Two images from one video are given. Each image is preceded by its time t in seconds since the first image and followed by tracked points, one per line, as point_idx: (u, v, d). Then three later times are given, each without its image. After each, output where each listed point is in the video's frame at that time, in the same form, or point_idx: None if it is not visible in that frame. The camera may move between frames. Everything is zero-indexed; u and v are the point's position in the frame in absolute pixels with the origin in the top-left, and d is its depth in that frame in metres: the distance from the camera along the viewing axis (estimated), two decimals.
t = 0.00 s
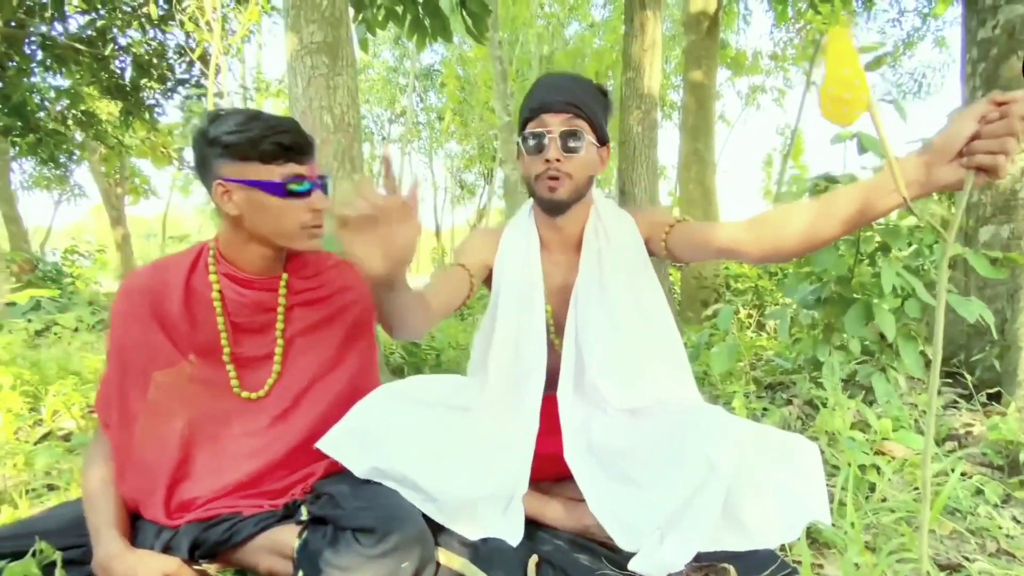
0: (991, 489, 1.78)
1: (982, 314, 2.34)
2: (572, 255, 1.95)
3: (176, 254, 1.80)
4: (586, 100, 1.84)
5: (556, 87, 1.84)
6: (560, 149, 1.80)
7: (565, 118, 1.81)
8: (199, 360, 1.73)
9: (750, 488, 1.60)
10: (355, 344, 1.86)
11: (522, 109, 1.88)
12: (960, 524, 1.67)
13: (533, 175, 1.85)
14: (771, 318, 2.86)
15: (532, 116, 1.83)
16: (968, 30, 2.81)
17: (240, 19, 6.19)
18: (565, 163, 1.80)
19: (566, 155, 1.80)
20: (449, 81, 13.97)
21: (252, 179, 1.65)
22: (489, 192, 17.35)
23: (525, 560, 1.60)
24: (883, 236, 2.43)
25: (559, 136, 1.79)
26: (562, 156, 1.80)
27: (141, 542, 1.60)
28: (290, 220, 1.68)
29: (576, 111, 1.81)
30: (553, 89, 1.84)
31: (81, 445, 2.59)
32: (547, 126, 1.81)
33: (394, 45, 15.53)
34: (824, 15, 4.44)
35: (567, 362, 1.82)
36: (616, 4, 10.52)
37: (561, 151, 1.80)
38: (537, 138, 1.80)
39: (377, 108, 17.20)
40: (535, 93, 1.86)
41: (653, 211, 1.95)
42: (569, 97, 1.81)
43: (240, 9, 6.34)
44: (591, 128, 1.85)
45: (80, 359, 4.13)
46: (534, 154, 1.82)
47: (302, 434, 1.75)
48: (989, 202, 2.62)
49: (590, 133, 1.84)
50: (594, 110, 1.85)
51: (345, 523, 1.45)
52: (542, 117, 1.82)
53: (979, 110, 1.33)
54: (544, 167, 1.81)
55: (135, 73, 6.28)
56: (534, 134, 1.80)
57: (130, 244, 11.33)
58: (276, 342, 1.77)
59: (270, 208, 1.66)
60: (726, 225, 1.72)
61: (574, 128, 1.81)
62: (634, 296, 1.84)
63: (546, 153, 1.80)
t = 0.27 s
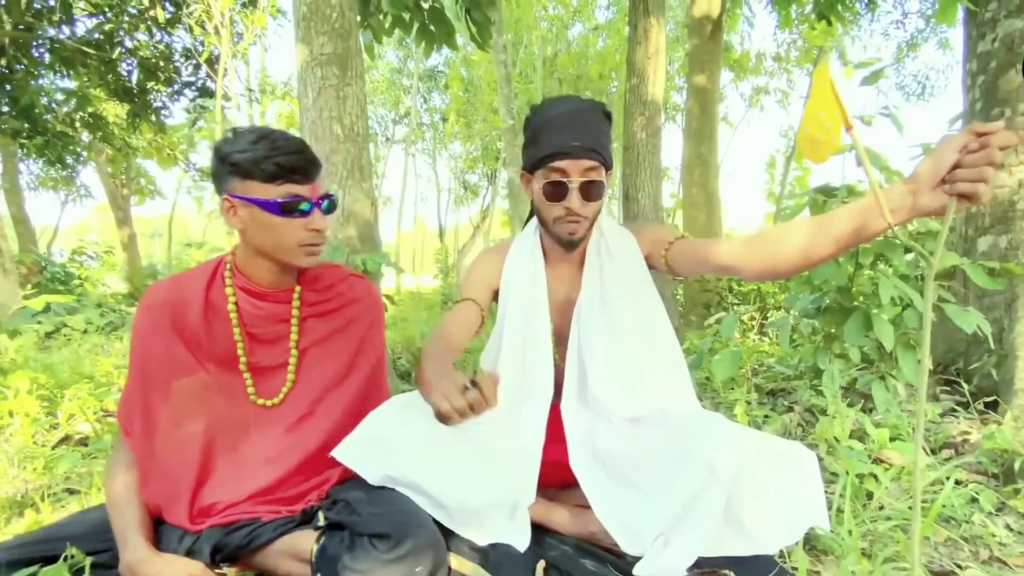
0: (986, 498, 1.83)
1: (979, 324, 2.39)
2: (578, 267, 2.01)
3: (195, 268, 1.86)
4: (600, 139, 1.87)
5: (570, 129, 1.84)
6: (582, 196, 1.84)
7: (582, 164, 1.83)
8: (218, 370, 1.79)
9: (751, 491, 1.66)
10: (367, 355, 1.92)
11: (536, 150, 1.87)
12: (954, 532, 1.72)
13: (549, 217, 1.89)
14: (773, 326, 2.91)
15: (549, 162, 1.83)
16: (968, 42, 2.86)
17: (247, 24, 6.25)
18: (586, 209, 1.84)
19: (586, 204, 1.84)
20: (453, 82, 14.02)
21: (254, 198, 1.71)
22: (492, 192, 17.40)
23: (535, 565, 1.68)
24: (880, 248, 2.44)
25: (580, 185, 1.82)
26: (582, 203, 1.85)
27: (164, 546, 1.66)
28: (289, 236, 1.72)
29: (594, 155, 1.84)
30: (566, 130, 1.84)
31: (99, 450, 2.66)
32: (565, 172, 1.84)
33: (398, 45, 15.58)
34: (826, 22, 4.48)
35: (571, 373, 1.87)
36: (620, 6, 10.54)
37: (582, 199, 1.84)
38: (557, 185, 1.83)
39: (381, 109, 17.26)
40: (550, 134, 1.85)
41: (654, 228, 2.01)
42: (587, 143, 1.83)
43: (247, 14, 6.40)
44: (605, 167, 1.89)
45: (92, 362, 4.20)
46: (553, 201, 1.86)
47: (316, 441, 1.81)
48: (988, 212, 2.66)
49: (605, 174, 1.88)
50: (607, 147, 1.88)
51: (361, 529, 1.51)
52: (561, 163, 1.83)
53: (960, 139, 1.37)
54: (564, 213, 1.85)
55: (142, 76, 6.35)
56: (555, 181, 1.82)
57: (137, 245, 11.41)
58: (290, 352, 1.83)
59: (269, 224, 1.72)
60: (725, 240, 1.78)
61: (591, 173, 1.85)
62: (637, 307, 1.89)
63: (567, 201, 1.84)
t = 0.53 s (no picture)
0: (983, 501, 1.85)
1: (978, 328, 2.41)
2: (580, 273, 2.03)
3: (203, 274, 1.89)
4: (605, 150, 1.89)
5: (577, 140, 1.87)
6: (588, 209, 1.88)
7: (589, 176, 1.86)
8: (226, 374, 1.82)
9: (750, 497, 1.67)
10: (371, 361, 1.95)
11: (542, 161, 1.89)
12: (951, 536, 1.75)
13: (555, 229, 1.92)
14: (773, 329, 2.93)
15: (555, 174, 1.86)
16: (968, 47, 2.87)
17: (251, 26, 6.29)
18: (592, 222, 1.89)
19: (592, 216, 1.88)
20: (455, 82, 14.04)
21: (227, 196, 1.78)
22: (494, 192, 17.42)
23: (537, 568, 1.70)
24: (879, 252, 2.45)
25: (587, 198, 1.86)
26: (589, 216, 1.89)
27: (171, 547, 1.69)
28: (243, 237, 1.74)
29: (600, 167, 1.87)
30: (572, 143, 1.86)
31: (106, 451, 2.69)
32: (571, 185, 1.87)
33: (400, 45, 15.61)
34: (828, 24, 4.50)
35: (572, 378, 1.90)
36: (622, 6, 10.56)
37: (588, 212, 1.88)
38: (564, 198, 1.86)
39: (383, 109, 17.29)
40: (556, 146, 1.87)
41: (654, 232, 2.04)
42: (594, 155, 1.86)
43: (250, 16, 6.44)
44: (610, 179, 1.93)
45: (97, 364, 4.23)
46: (560, 214, 1.88)
47: (321, 446, 1.84)
48: (987, 217, 2.68)
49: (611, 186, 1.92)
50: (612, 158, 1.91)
51: (366, 532, 1.53)
52: (568, 176, 1.85)
53: (956, 150, 1.39)
54: (571, 226, 1.89)
55: (145, 77, 6.41)
56: (562, 194, 1.85)
57: (140, 245, 11.46)
58: (295, 358, 1.86)
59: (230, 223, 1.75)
60: (726, 245, 1.82)
61: (597, 186, 1.88)
62: (637, 313, 1.92)
63: (574, 213, 1.87)
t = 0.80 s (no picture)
0: (979, 495, 1.84)
1: (975, 322, 2.39)
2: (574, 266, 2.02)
3: (194, 268, 1.86)
4: (605, 149, 1.86)
5: (576, 139, 1.83)
6: (588, 210, 1.85)
7: (589, 177, 1.83)
8: (219, 368, 1.80)
9: (745, 493, 1.66)
10: (364, 356, 1.92)
11: (541, 159, 1.85)
12: (947, 530, 1.74)
13: (554, 229, 1.90)
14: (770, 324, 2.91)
15: (554, 174, 1.83)
16: (967, 40, 2.85)
17: (248, 22, 6.27)
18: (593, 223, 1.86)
19: (591, 217, 1.85)
20: (454, 79, 14.01)
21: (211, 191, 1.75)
22: (494, 189, 17.40)
23: (527, 561, 1.66)
24: (875, 246, 2.44)
25: (586, 199, 1.83)
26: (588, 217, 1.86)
27: (161, 541, 1.68)
28: (224, 233, 1.71)
29: (600, 167, 1.83)
30: (571, 142, 1.82)
31: (100, 446, 2.68)
32: (571, 186, 1.83)
33: (399, 42, 15.57)
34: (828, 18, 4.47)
35: (567, 375, 1.88)
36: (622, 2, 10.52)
37: (587, 212, 1.85)
38: (564, 198, 1.83)
39: (382, 106, 17.26)
40: (556, 146, 1.83)
41: (651, 226, 2.02)
42: (594, 154, 1.82)
43: (248, 11, 6.41)
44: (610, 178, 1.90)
45: (93, 360, 4.22)
46: (559, 215, 1.85)
47: (314, 441, 1.81)
48: (986, 211, 2.66)
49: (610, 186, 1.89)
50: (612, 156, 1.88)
51: (356, 526, 1.52)
52: (568, 176, 1.82)
53: (955, 138, 1.35)
54: (571, 227, 1.86)
55: (144, 73, 6.37)
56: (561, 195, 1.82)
57: (139, 242, 11.45)
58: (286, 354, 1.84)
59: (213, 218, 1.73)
60: (721, 241, 1.80)
61: (598, 185, 1.85)
62: (634, 308, 1.90)
63: (573, 214, 1.84)
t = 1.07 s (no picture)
0: (972, 482, 1.77)
1: (968, 307, 2.33)
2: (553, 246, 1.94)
3: (153, 246, 1.79)
4: (587, 122, 1.78)
5: (556, 111, 1.75)
6: (568, 186, 1.76)
7: (570, 151, 1.75)
8: (181, 351, 1.74)
9: (728, 479, 1.60)
10: (333, 338, 1.86)
11: (520, 131, 1.77)
12: (937, 517, 1.67)
13: (534, 206, 1.81)
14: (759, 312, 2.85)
15: (532, 148, 1.75)
16: (961, 22, 2.78)
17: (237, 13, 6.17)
18: (573, 200, 1.77)
19: (572, 193, 1.76)
20: (449, 76, 13.91)
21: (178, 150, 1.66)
22: (489, 187, 17.31)
23: (501, 551, 1.56)
24: (869, 230, 2.39)
25: (566, 174, 1.74)
26: (568, 193, 1.77)
27: (115, 530, 1.60)
28: (199, 191, 1.64)
29: (581, 140, 1.75)
30: (552, 113, 1.74)
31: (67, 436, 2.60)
32: (550, 160, 1.75)
33: (395, 39, 15.47)
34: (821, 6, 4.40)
35: (546, 359, 1.81)
36: None
37: (567, 189, 1.76)
38: (542, 173, 1.75)
39: (377, 103, 17.16)
40: (535, 118, 1.75)
41: (636, 207, 1.94)
42: (575, 127, 1.74)
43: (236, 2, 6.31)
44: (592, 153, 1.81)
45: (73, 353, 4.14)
46: (538, 190, 1.76)
47: (280, 427, 1.74)
48: (979, 195, 2.59)
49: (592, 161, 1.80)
50: (594, 130, 1.80)
51: (315, 513, 1.45)
52: (547, 149, 1.74)
53: (950, 97, 1.28)
54: (550, 204, 1.77)
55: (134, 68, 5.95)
56: (539, 169, 1.74)
57: (130, 239, 11.33)
58: (247, 332, 1.76)
59: (183, 178, 1.65)
60: (708, 219, 1.72)
61: (579, 161, 1.77)
62: (616, 291, 1.83)
63: (552, 190, 1.75)
